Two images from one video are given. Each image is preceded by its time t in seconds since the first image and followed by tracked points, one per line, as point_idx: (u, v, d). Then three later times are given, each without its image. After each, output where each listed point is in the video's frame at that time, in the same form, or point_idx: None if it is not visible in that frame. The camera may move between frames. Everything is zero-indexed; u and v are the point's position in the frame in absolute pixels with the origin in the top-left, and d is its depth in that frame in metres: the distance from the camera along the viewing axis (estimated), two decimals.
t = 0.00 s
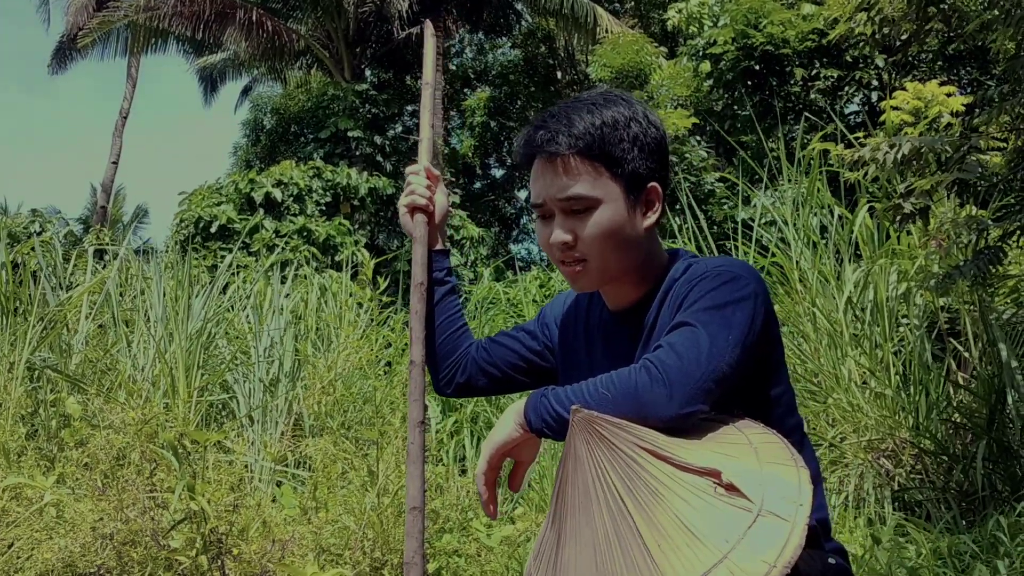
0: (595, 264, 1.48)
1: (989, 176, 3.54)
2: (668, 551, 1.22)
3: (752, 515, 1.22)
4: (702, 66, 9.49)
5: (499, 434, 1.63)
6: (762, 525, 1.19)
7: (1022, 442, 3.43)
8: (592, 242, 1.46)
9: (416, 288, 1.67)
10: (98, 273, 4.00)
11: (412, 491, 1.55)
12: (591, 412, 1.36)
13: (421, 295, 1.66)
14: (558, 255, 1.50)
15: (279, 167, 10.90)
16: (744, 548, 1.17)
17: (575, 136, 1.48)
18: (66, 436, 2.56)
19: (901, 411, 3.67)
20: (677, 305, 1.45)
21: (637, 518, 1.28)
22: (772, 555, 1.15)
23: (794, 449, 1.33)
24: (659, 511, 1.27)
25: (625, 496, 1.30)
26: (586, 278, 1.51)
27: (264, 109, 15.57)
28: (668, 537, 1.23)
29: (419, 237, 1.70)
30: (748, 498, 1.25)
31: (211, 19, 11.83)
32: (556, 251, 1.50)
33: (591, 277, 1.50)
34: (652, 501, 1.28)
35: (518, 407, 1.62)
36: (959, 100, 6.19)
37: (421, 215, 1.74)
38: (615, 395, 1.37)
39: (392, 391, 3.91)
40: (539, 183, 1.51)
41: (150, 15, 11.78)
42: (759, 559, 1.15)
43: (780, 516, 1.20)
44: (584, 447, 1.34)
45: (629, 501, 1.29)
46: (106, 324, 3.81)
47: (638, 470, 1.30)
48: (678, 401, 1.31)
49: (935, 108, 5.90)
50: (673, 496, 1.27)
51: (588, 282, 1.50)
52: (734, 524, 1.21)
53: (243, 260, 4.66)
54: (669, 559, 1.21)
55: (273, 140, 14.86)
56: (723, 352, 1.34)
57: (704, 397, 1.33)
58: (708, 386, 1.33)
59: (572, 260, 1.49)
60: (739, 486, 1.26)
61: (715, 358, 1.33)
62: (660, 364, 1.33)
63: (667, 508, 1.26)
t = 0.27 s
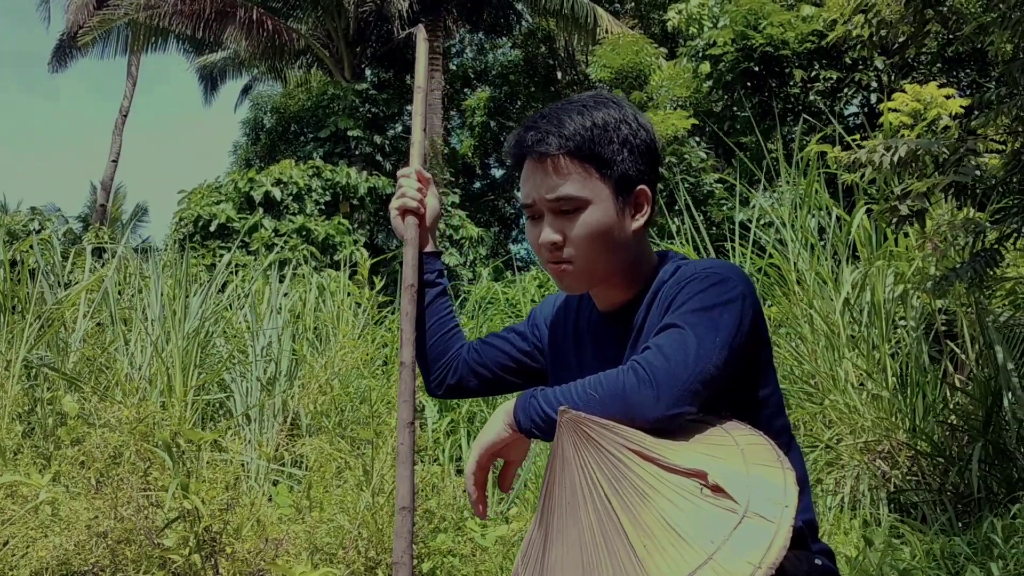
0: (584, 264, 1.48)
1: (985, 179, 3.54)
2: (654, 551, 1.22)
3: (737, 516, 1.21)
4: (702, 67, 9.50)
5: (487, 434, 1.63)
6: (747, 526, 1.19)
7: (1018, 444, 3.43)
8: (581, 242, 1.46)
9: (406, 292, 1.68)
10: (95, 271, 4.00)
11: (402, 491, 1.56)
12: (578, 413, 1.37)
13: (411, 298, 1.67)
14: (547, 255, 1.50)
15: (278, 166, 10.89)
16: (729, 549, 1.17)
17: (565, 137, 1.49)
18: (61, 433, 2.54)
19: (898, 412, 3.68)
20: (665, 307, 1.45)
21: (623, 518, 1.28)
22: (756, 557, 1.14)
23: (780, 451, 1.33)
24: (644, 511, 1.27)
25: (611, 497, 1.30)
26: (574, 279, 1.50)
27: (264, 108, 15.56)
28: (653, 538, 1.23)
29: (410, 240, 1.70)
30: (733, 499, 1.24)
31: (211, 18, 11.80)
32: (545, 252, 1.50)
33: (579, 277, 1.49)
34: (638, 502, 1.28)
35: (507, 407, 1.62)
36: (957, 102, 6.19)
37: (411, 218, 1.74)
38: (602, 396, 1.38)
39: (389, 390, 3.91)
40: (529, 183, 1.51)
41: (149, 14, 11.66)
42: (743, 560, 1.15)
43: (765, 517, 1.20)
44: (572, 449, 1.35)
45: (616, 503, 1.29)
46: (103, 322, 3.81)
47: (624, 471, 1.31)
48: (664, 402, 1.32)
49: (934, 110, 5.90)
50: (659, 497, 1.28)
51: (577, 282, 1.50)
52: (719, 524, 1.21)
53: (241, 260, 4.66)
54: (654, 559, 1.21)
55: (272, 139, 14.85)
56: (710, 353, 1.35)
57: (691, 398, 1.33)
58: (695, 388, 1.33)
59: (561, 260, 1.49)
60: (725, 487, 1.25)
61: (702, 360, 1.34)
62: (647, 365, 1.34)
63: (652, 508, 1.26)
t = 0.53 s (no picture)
0: (572, 269, 1.49)
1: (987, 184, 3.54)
2: (640, 551, 1.23)
3: (723, 518, 1.23)
4: (707, 67, 9.49)
5: (479, 434, 1.63)
6: (732, 527, 1.21)
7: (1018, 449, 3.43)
8: (569, 247, 1.47)
9: (404, 289, 1.67)
10: (98, 266, 4.01)
11: (396, 490, 1.56)
12: (566, 413, 1.37)
13: (409, 296, 1.66)
14: (536, 260, 1.51)
15: (283, 163, 10.89)
16: (714, 549, 1.19)
17: (552, 143, 1.49)
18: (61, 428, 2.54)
19: (897, 416, 3.68)
20: (655, 309, 1.46)
21: (610, 518, 1.28)
22: (742, 559, 1.16)
23: (767, 453, 1.34)
24: (631, 512, 1.28)
25: (598, 497, 1.31)
26: (563, 282, 1.51)
27: (269, 105, 15.57)
28: (639, 537, 1.25)
29: (407, 240, 1.70)
30: (719, 501, 1.25)
31: (217, 14, 11.78)
32: (534, 256, 1.50)
33: (567, 282, 1.51)
34: (626, 503, 1.29)
35: (499, 407, 1.62)
36: (963, 105, 6.17)
37: (410, 217, 1.74)
38: (591, 397, 1.38)
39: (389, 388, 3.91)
40: (519, 188, 1.52)
41: (156, 9, 11.71)
42: (728, 561, 1.16)
43: (751, 519, 1.21)
44: (559, 448, 1.35)
45: (602, 503, 1.30)
46: (105, 318, 3.82)
47: (611, 472, 1.31)
48: (652, 404, 1.33)
49: (939, 113, 5.89)
50: (646, 497, 1.28)
51: (565, 286, 1.51)
52: (705, 525, 1.23)
53: (244, 256, 4.67)
54: (640, 559, 1.22)
55: (277, 136, 14.87)
56: (699, 356, 1.35)
57: (678, 400, 1.34)
58: (682, 390, 1.34)
59: (549, 265, 1.50)
60: (711, 489, 1.26)
61: (690, 363, 1.34)
62: (635, 367, 1.35)
63: (638, 509, 1.27)
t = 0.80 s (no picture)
0: (578, 268, 1.49)
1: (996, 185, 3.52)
2: (635, 549, 1.23)
3: (719, 516, 1.22)
4: (718, 66, 9.46)
5: (477, 431, 1.64)
6: (727, 526, 1.20)
7: None
8: (574, 247, 1.48)
9: (406, 286, 1.67)
10: (107, 260, 4.03)
11: (394, 485, 1.56)
12: (565, 410, 1.38)
13: (409, 293, 1.66)
14: (541, 259, 1.51)
15: (292, 159, 10.92)
16: (709, 548, 1.18)
17: (559, 142, 1.49)
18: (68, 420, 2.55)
19: (904, 417, 3.67)
20: (656, 308, 1.46)
21: (606, 516, 1.29)
22: (737, 558, 1.15)
23: (765, 451, 1.34)
24: (627, 509, 1.28)
25: (595, 494, 1.31)
26: (569, 282, 1.51)
27: (279, 101, 15.61)
28: (635, 534, 1.25)
29: (410, 236, 1.70)
30: (715, 500, 1.25)
31: (229, 10, 11.79)
32: (538, 256, 1.50)
33: (574, 282, 1.51)
34: (622, 500, 1.29)
35: (498, 404, 1.63)
36: (974, 107, 6.14)
37: (411, 214, 1.74)
38: (589, 395, 1.39)
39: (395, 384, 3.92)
40: (524, 187, 1.52)
41: (169, 4, 11.74)
42: (723, 560, 1.15)
43: (746, 517, 1.20)
44: (557, 445, 1.36)
45: (598, 500, 1.30)
46: (114, 310, 3.85)
47: (607, 469, 1.32)
48: (650, 402, 1.32)
49: (950, 114, 5.86)
50: (641, 494, 1.29)
51: (572, 286, 1.52)
52: (701, 524, 1.22)
53: (253, 251, 4.69)
54: (635, 556, 1.22)
55: (287, 131, 14.91)
56: (698, 355, 1.35)
57: (677, 399, 1.34)
58: (681, 388, 1.34)
59: (555, 264, 1.50)
60: (707, 487, 1.26)
61: (690, 361, 1.34)
62: (635, 365, 1.34)
63: (634, 506, 1.28)
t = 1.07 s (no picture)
0: (563, 262, 1.50)
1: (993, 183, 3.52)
2: (621, 545, 1.24)
3: (706, 513, 1.24)
4: (717, 64, 9.45)
5: (467, 429, 1.63)
6: (714, 522, 1.22)
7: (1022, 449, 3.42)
8: (559, 240, 1.48)
9: (396, 284, 1.67)
10: (106, 258, 4.03)
11: (387, 482, 1.53)
12: (552, 408, 1.38)
13: (401, 290, 1.67)
14: (527, 253, 1.51)
15: (292, 157, 10.90)
16: (695, 545, 1.19)
17: (545, 136, 1.50)
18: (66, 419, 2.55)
19: (902, 414, 3.67)
20: (645, 305, 1.45)
21: (593, 512, 1.29)
22: (724, 554, 1.17)
23: (752, 448, 1.35)
24: (615, 506, 1.28)
25: (582, 491, 1.31)
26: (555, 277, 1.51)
27: (279, 99, 15.61)
28: (621, 530, 1.26)
29: (401, 234, 1.70)
30: (703, 496, 1.26)
31: (228, 8, 11.72)
32: (524, 249, 1.51)
33: (559, 277, 1.51)
34: (610, 497, 1.29)
35: (488, 401, 1.62)
36: (973, 105, 6.13)
37: (403, 213, 1.74)
38: (577, 392, 1.38)
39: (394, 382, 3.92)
40: (511, 181, 1.53)
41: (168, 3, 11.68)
42: (710, 556, 1.17)
43: (733, 514, 1.22)
44: (544, 441, 1.36)
45: (585, 496, 1.31)
46: (112, 309, 3.85)
47: (595, 465, 1.32)
48: (637, 399, 1.33)
49: (950, 112, 5.85)
50: (629, 491, 1.29)
51: (557, 281, 1.52)
52: (688, 520, 1.24)
53: (252, 249, 4.69)
54: (622, 552, 1.23)
55: (287, 130, 14.91)
56: (685, 352, 1.36)
57: (664, 395, 1.34)
58: (668, 385, 1.34)
59: (540, 257, 1.50)
60: (695, 484, 1.27)
61: (677, 359, 1.35)
62: (622, 363, 1.35)
63: (621, 503, 1.28)
